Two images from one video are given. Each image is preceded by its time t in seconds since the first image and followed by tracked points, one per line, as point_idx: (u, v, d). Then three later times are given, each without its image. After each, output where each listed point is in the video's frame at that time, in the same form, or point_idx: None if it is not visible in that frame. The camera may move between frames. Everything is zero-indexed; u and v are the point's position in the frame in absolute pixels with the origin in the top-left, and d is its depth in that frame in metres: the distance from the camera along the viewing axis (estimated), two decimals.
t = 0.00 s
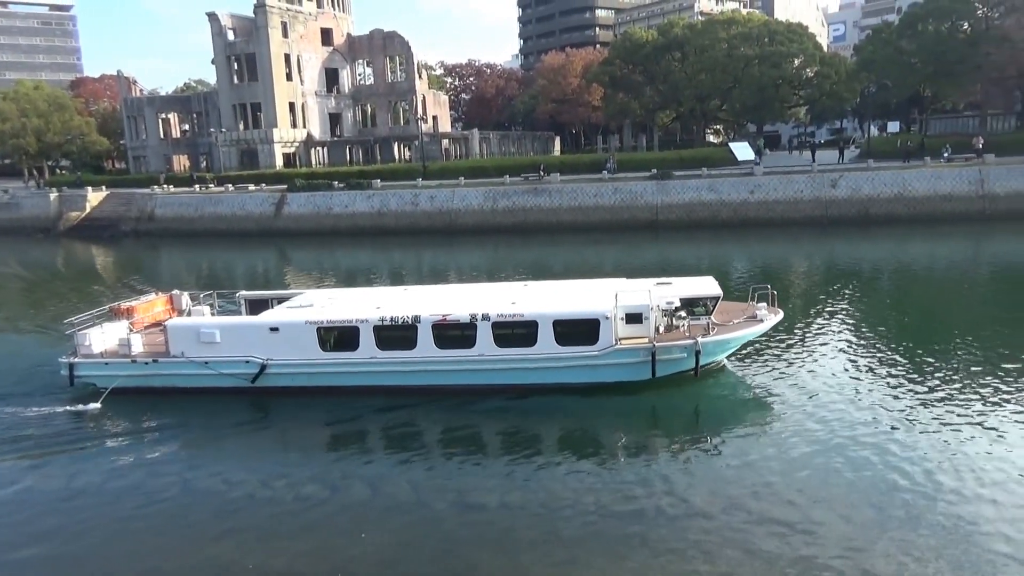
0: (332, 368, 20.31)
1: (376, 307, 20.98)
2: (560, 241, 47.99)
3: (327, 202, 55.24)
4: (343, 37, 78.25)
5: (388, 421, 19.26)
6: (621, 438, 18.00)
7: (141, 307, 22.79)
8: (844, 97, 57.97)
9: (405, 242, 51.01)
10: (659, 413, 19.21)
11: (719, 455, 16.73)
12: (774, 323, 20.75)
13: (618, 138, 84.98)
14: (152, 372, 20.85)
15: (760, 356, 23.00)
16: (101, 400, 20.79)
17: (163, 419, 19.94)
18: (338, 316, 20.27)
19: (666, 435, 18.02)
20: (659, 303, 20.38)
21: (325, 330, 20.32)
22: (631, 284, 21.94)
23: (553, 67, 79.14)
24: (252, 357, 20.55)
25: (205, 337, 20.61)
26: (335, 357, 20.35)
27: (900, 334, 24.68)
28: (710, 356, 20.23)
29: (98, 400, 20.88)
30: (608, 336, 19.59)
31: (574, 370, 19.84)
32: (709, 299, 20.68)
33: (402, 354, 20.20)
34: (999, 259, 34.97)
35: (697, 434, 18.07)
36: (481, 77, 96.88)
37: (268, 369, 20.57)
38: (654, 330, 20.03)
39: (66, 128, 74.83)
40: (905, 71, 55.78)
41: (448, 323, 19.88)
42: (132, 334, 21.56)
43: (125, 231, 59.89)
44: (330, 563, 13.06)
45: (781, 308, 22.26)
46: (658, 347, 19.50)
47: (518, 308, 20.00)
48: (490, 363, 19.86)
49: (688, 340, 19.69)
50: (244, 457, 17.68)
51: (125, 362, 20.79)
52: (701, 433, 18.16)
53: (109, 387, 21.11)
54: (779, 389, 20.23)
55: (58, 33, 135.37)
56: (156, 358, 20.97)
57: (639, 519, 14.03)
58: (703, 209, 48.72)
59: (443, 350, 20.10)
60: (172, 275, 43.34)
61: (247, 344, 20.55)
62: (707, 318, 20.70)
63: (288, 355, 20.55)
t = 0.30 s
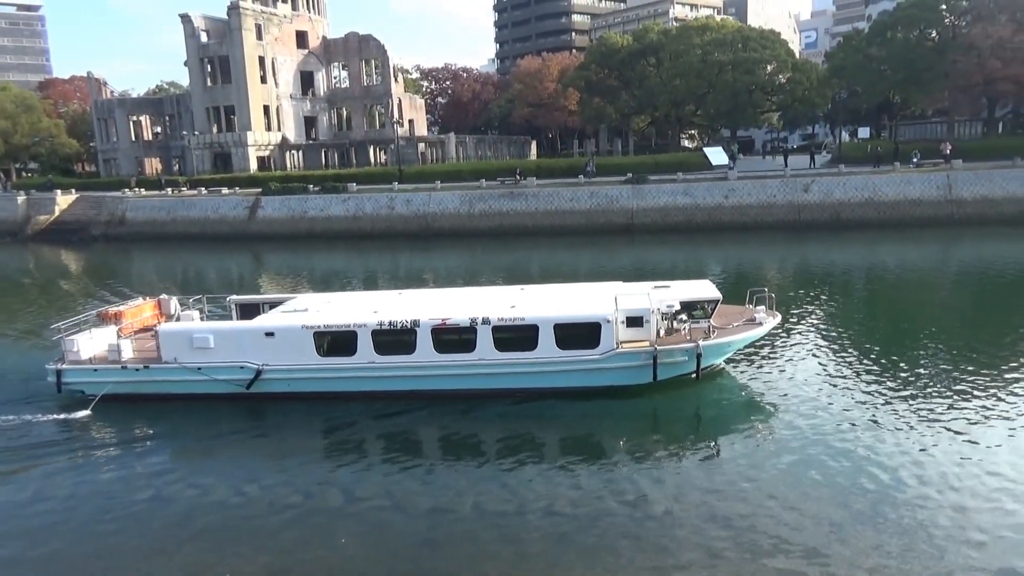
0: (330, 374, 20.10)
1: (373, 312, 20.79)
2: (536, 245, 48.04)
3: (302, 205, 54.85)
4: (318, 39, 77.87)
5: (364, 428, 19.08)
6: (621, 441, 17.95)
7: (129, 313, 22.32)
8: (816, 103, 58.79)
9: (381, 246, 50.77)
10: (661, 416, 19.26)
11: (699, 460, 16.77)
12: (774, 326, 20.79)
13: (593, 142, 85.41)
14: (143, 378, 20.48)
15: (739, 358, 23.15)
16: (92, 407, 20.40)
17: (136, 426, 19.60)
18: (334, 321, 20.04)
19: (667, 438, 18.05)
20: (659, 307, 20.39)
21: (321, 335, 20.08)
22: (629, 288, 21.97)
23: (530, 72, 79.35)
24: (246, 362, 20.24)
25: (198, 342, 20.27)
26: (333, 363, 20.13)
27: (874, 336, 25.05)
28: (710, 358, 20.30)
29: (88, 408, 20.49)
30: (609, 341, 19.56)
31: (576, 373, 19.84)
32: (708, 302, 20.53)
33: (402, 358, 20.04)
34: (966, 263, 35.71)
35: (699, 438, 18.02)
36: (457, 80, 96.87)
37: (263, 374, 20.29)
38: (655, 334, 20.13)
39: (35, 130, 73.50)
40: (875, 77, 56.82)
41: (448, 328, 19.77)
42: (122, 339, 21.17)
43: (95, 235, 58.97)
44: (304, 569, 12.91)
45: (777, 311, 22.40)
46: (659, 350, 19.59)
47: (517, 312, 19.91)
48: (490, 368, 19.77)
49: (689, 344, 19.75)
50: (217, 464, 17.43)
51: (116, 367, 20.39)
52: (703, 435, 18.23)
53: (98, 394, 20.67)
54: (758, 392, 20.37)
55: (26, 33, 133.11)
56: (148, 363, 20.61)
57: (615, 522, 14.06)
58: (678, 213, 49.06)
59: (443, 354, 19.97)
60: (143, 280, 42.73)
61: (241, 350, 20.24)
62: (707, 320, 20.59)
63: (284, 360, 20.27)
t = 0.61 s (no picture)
0: (323, 380, 19.85)
1: (366, 316, 20.55)
2: (508, 249, 48.04)
3: (272, 209, 54.33)
4: (288, 42, 77.31)
5: (337, 434, 18.84)
6: (617, 445, 17.90)
7: (111, 318, 21.88)
8: (783, 109, 59.65)
9: (352, 250, 50.42)
10: (658, 418, 19.24)
11: (677, 463, 16.80)
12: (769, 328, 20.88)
13: (565, 146, 85.84)
14: (130, 385, 20.03)
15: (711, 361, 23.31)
16: (76, 416, 19.99)
17: (104, 434, 19.20)
18: (327, 326, 19.77)
19: (664, 440, 18.03)
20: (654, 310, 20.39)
21: (313, 340, 19.81)
22: (623, 292, 21.97)
23: (502, 76, 79.42)
24: (236, 368, 19.90)
25: (186, 348, 19.88)
26: (325, 368, 19.86)
27: (841, 338, 25.41)
28: (707, 361, 20.32)
29: (70, 416, 20.07)
30: (606, 344, 19.51)
31: (573, 377, 19.74)
32: (701, 306, 20.60)
33: (396, 363, 19.82)
34: (929, 266, 36.42)
35: (696, 441, 18.02)
36: (429, 84, 96.69)
37: (254, 381, 19.95)
38: (650, 337, 20.08)
39: None
40: (841, 83, 57.88)
41: (443, 332, 19.60)
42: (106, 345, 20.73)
43: (59, 239, 57.85)
44: None
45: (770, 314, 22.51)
46: (656, 353, 19.53)
47: (512, 315, 19.80)
48: (486, 372, 19.62)
49: (686, 347, 19.74)
50: (185, 472, 17.13)
51: (101, 375, 19.93)
52: (698, 437, 18.27)
53: (84, 402, 20.21)
54: (736, 394, 20.51)
55: None
56: (135, 370, 20.16)
57: (587, 525, 14.10)
58: (649, 217, 49.39)
59: (438, 359, 19.78)
60: (108, 285, 41.97)
61: (232, 355, 19.89)
62: (701, 323, 20.70)
63: (274, 366, 19.95)
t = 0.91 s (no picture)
0: (313, 385, 19.59)
1: (356, 320, 20.33)
2: (476, 252, 47.95)
3: (237, 213, 53.57)
4: (253, 43, 76.47)
5: (305, 442, 18.61)
6: (610, 447, 17.91)
7: (92, 324, 21.28)
8: (748, 113, 60.49)
9: (319, 254, 49.93)
10: (651, 421, 19.31)
11: (649, 465, 16.86)
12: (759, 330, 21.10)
13: (533, 150, 85.98)
14: (112, 393, 19.55)
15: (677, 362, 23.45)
16: (58, 425, 19.47)
17: (66, 444, 18.71)
18: (318, 330, 19.49)
19: (657, 442, 18.11)
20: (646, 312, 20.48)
21: (303, 345, 19.52)
22: (612, 294, 22.04)
23: (470, 79, 79.36)
24: (224, 374, 19.55)
25: (172, 354, 19.45)
26: (316, 374, 19.61)
27: (805, 339, 25.79)
28: (699, 362, 20.45)
29: (51, 425, 19.58)
30: (599, 346, 19.56)
31: (567, 380, 19.74)
32: (690, 308, 20.77)
33: (387, 368, 19.62)
34: (889, 268, 37.16)
35: (689, 442, 18.10)
36: (396, 87, 96.30)
37: (242, 387, 19.62)
38: (644, 339, 20.12)
39: None
40: (803, 88, 58.77)
41: (437, 336, 19.44)
42: (86, 352, 20.22)
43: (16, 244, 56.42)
44: None
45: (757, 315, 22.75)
46: (649, 355, 19.62)
47: (505, 318, 19.73)
48: (479, 376, 19.54)
49: (680, 348, 19.86)
50: (149, 482, 16.76)
51: (82, 383, 19.43)
52: (692, 438, 18.37)
53: (65, 411, 19.71)
54: (712, 396, 20.66)
55: None
56: (119, 377, 19.66)
57: (556, 527, 14.10)
58: (616, 220, 49.68)
59: (431, 363, 19.61)
60: (67, 290, 41.00)
61: (219, 361, 19.52)
62: (692, 325, 20.83)
63: (262, 372, 19.64)
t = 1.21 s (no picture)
0: (301, 390, 19.32)
1: (344, 325, 20.07)
2: (439, 257, 47.65)
3: (198, 216, 52.61)
4: (215, 44, 75.36)
5: (270, 449, 18.29)
6: (598, 450, 17.91)
7: (66, 330, 20.84)
8: (711, 119, 61.27)
9: (282, 258, 49.31)
10: (641, 423, 19.38)
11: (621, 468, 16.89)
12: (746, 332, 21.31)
13: (499, 154, 86.07)
14: (89, 401, 19.04)
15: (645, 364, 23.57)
16: (33, 434, 18.95)
17: (21, 455, 18.15)
18: (305, 335, 19.21)
19: (646, 444, 18.16)
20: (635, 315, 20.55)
21: (289, 350, 19.21)
22: (600, 297, 22.08)
23: (436, 83, 79.12)
24: (208, 380, 19.16)
25: (153, 360, 19.00)
26: (302, 379, 19.32)
27: (770, 341, 26.16)
28: (688, 365, 20.58)
29: (27, 434, 19.07)
30: (589, 349, 19.60)
31: (558, 384, 19.71)
32: (677, 310, 20.91)
33: (376, 372, 19.42)
34: (849, 272, 37.89)
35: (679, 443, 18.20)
36: (362, 90, 95.66)
37: (227, 393, 19.27)
38: (633, 342, 20.18)
39: None
40: (765, 95, 59.74)
41: (426, 340, 19.27)
42: (62, 358, 19.70)
43: None
44: None
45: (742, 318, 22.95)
46: (639, 358, 19.70)
47: (494, 322, 19.64)
48: (468, 380, 19.41)
49: (669, 351, 19.96)
50: (105, 492, 16.33)
51: (59, 390, 18.92)
52: (681, 438, 18.48)
53: (42, 419, 19.21)
54: (687, 397, 20.80)
55: None
56: (97, 384, 19.15)
57: (523, 532, 14.05)
58: (581, 224, 49.89)
59: (420, 367, 19.46)
60: (20, 295, 39.89)
61: (202, 367, 19.13)
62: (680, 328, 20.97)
63: (248, 378, 19.29)
